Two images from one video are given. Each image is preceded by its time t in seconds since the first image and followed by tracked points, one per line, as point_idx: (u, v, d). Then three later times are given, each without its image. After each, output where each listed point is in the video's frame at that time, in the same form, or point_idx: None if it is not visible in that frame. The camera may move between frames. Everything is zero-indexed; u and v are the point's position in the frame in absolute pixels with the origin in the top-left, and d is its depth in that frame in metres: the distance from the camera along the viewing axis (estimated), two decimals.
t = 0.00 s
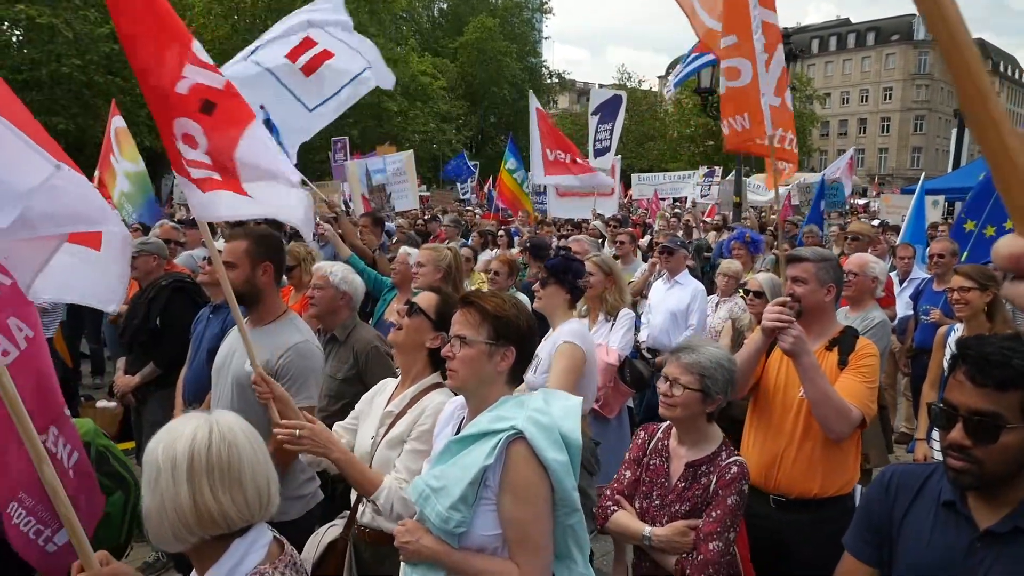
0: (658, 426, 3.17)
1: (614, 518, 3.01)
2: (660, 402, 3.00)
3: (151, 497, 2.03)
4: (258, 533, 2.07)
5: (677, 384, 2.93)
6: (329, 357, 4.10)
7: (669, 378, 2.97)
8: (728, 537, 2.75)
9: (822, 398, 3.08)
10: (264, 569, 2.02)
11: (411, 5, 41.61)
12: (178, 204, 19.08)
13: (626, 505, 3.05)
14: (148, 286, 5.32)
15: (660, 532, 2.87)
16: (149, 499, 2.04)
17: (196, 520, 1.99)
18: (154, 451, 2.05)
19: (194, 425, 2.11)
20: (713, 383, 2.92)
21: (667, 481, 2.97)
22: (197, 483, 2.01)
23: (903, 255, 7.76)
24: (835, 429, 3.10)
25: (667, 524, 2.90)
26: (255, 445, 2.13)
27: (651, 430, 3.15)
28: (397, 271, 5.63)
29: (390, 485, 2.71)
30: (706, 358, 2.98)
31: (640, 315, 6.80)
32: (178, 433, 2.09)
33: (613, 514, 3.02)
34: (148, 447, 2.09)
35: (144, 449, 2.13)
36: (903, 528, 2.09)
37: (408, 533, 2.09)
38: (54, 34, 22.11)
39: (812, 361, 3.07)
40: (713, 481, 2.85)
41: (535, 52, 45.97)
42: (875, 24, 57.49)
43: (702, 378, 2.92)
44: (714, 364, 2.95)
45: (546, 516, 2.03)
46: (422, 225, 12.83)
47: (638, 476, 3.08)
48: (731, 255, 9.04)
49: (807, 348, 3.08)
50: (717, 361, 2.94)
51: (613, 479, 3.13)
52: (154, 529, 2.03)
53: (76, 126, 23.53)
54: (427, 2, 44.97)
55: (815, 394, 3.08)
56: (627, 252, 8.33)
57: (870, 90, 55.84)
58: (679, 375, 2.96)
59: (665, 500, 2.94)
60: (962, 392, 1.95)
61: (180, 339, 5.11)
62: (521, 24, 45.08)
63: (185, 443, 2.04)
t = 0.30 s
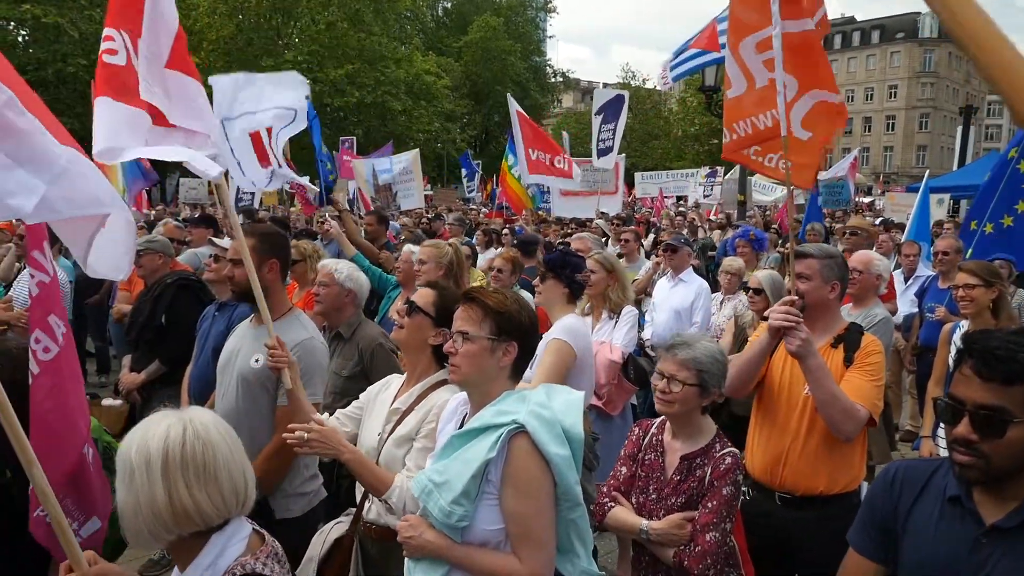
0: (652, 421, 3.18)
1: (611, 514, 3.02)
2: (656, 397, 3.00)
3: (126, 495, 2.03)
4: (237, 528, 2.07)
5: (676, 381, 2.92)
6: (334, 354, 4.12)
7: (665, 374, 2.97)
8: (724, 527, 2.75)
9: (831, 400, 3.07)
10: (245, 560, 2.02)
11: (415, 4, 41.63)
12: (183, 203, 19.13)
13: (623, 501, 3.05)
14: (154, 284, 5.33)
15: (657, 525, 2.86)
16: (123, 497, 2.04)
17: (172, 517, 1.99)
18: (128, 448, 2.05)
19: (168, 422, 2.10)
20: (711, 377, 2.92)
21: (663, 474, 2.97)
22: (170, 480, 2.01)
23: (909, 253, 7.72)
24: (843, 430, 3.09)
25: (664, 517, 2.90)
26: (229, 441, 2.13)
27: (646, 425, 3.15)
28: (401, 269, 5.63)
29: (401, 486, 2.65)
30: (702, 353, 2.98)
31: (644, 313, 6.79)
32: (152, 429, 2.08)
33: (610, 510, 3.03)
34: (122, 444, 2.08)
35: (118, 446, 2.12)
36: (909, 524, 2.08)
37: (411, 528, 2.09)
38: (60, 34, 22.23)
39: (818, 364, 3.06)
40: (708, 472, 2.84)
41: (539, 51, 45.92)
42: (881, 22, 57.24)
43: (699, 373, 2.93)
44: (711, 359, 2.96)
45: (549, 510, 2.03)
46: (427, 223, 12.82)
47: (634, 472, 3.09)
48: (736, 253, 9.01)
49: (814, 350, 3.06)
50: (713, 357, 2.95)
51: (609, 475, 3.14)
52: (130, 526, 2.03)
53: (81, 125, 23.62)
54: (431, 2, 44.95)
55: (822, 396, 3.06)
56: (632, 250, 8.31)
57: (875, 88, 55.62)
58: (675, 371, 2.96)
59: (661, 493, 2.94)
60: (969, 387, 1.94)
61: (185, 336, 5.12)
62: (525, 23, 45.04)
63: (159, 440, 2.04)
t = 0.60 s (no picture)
0: (667, 422, 3.19)
1: (619, 512, 3.04)
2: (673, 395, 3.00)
3: (112, 490, 2.03)
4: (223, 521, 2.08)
5: (696, 380, 2.91)
6: (336, 352, 4.12)
7: (685, 372, 2.95)
8: (734, 533, 2.75)
9: (830, 401, 3.07)
10: (235, 551, 2.03)
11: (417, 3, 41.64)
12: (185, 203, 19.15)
13: (632, 499, 3.06)
14: (157, 282, 5.34)
15: (665, 526, 2.86)
16: (110, 493, 2.04)
17: (160, 512, 2.00)
18: (113, 444, 2.05)
19: (155, 417, 2.11)
20: (731, 378, 2.93)
21: (674, 475, 2.97)
22: (158, 474, 2.02)
23: (911, 252, 7.71)
24: (845, 428, 3.09)
25: (673, 519, 2.90)
26: (215, 434, 2.13)
27: (660, 426, 3.16)
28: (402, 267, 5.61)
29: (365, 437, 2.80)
30: (723, 353, 2.96)
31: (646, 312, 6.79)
32: (138, 424, 2.08)
33: (619, 508, 3.05)
34: (107, 439, 2.08)
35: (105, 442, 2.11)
36: (910, 521, 2.08)
37: (415, 523, 2.10)
38: (62, 33, 22.33)
39: (815, 366, 3.05)
40: (721, 477, 2.84)
41: (541, 51, 45.92)
42: (884, 22, 57.18)
43: (720, 373, 2.92)
44: (732, 359, 2.94)
45: (553, 505, 2.04)
46: (428, 222, 12.82)
47: (646, 471, 3.08)
48: (738, 253, 9.01)
49: (809, 353, 3.05)
50: (735, 357, 2.94)
51: (621, 474, 3.15)
52: (116, 521, 2.03)
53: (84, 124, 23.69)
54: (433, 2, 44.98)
55: (822, 398, 3.06)
56: (634, 249, 8.32)
57: (878, 88, 55.53)
58: (696, 370, 2.94)
59: (671, 495, 2.94)
60: (972, 382, 1.94)
61: (187, 334, 5.13)
62: (528, 23, 45.07)
63: (144, 434, 2.04)
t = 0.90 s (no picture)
0: (695, 426, 3.14)
1: (647, 517, 2.96)
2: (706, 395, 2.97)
3: (174, 480, 1.99)
4: (238, 515, 2.10)
5: (730, 380, 2.88)
6: (337, 351, 4.13)
7: (720, 371, 2.92)
8: (773, 539, 2.73)
9: (828, 401, 3.07)
10: (252, 545, 2.06)
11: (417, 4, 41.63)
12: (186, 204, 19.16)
13: (661, 505, 3.00)
14: (159, 283, 5.35)
15: (700, 532, 2.81)
16: (167, 486, 1.98)
17: (228, 495, 2.04)
18: (174, 432, 2.01)
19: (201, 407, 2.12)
20: (768, 380, 2.89)
21: (706, 480, 2.93)
22: (222, 461, 2.06)
23: (912, 250, 7.71)
24: (845, 426, 3.09)
25: (706, 525, 2.85)
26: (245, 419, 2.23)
27: (689, 429, 3.12)
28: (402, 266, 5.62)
29: (354, 412, 2.81)
30: (761, 354, 2.93)
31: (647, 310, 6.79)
32: (190, 414, 2.07)
33: (647, 514, 2.97)
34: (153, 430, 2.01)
35: (141, 435, 2.02)
36: (912, 515, 2.08)
37: (417, 519, 2.11)
38: (63, 35, 22.34)
39: (813, 365, 3.05)
40: (757, 481, 2.81)
41: (541, 51, 45.89)
42: (884, 20, 57.09)
43: (757, 374, 2.89)
44: (770, 360, 2.90)
45: (556, 502, 2.04)
46: (429, 222, 12.81)
47: (674, 475, 3.03)
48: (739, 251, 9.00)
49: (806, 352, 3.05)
50: (774, 360, 2.89)
51: (647, 478, 3.08)
52: (173, 511, 1.98)
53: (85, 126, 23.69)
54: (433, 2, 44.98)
55: (820, 399, 3.06)
56: (635, 248, 8.31)
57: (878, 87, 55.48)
58: (731, 370, 2.90)
59: (704, 500, 2.90)
60: (974, 376, 1.95)
61: (190, 334, 5.13)
62: (527, 23, 45.08)
63: (207, 420, 2.06)
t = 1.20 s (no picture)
0: (725, 429, 3.10)
1: (676, 521, 2.91)
2: (738, 395, 2.93)
3: (230, 477, 2.00)
4: (264, 515, 2.09)
5: (763, 380, 2.83)
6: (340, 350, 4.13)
7: (753, 371, 2.87)
8: (803, 545, 2.66)
9: (832, 404, 3.04)
10: (278, 542, 2.07)
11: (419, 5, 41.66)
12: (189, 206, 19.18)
13: (689, 508, 2.95)
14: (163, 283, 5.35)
15: (729, 536, 2.76)
16: (226, 484, 1.98)
17: (279, 489, 2.08)
18: (230, 429, 2.02)
19: (250, 404, 2.14)
20: (801, 381, 2.84)
21: (736, 484, 2.88)
22: (272, 457, 2.09)
23: (915, 249, 7.70)
24: (847, 426, 3.09)
25: (736, 529, 2.80)
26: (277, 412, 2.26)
27: (719, 432, 3.08)
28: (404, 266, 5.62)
29: (357, 413, 2.80)
30: (796, 354, 2.88)
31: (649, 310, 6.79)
32: (240, 411, 2.09)
33: (674, 517, 2.93)
34: (204, 428, 2.01)
35: (192, 432, 2.01)
36: (917, 513, 2.08)
37: (423, 516, 2.11)
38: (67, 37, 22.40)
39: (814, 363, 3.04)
40: (789, 485, 2.76)
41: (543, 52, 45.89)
42: (887, 21, 57.01)
43: (790, 374, 2.84)
44: (804, 360, 2.86)
45: (561, 498, 2.04)
46: (432, 223, 12.82)
47: (704, 479, 2.99)
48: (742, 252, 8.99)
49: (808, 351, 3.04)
50: (808, 359, 2.85)
51: (676, 481, 3.04)
52: (229, 509, 1.98)
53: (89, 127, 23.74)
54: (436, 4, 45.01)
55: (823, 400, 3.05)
56: (638, 248, 8.31)
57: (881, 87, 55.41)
58: (764, 369, 2.86)
59: (733, 503, 2.85)
60: (979, 373, 1.95)
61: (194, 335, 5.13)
62: (530, 25, 45.11)
63: (257, 417, 2.09)
